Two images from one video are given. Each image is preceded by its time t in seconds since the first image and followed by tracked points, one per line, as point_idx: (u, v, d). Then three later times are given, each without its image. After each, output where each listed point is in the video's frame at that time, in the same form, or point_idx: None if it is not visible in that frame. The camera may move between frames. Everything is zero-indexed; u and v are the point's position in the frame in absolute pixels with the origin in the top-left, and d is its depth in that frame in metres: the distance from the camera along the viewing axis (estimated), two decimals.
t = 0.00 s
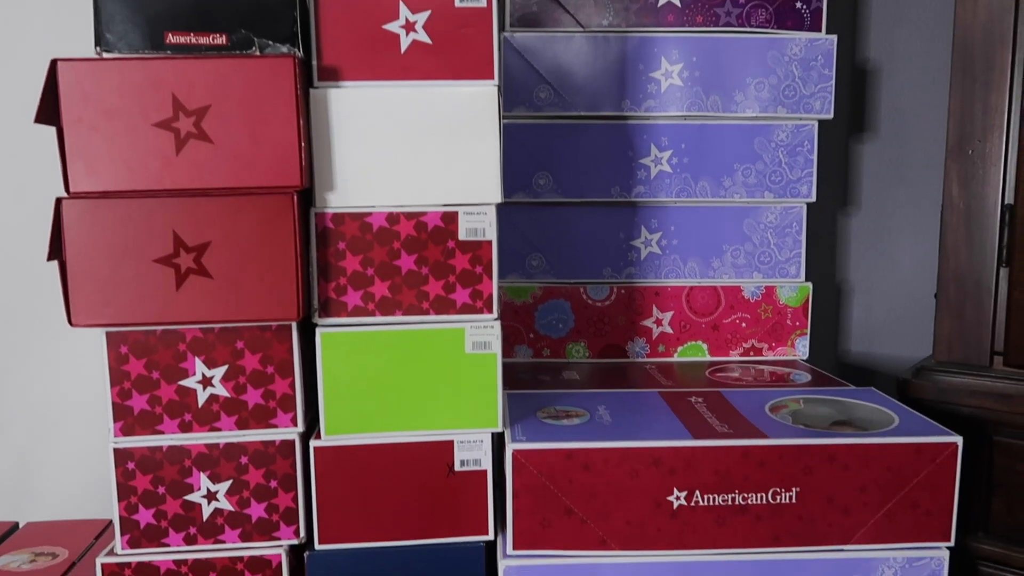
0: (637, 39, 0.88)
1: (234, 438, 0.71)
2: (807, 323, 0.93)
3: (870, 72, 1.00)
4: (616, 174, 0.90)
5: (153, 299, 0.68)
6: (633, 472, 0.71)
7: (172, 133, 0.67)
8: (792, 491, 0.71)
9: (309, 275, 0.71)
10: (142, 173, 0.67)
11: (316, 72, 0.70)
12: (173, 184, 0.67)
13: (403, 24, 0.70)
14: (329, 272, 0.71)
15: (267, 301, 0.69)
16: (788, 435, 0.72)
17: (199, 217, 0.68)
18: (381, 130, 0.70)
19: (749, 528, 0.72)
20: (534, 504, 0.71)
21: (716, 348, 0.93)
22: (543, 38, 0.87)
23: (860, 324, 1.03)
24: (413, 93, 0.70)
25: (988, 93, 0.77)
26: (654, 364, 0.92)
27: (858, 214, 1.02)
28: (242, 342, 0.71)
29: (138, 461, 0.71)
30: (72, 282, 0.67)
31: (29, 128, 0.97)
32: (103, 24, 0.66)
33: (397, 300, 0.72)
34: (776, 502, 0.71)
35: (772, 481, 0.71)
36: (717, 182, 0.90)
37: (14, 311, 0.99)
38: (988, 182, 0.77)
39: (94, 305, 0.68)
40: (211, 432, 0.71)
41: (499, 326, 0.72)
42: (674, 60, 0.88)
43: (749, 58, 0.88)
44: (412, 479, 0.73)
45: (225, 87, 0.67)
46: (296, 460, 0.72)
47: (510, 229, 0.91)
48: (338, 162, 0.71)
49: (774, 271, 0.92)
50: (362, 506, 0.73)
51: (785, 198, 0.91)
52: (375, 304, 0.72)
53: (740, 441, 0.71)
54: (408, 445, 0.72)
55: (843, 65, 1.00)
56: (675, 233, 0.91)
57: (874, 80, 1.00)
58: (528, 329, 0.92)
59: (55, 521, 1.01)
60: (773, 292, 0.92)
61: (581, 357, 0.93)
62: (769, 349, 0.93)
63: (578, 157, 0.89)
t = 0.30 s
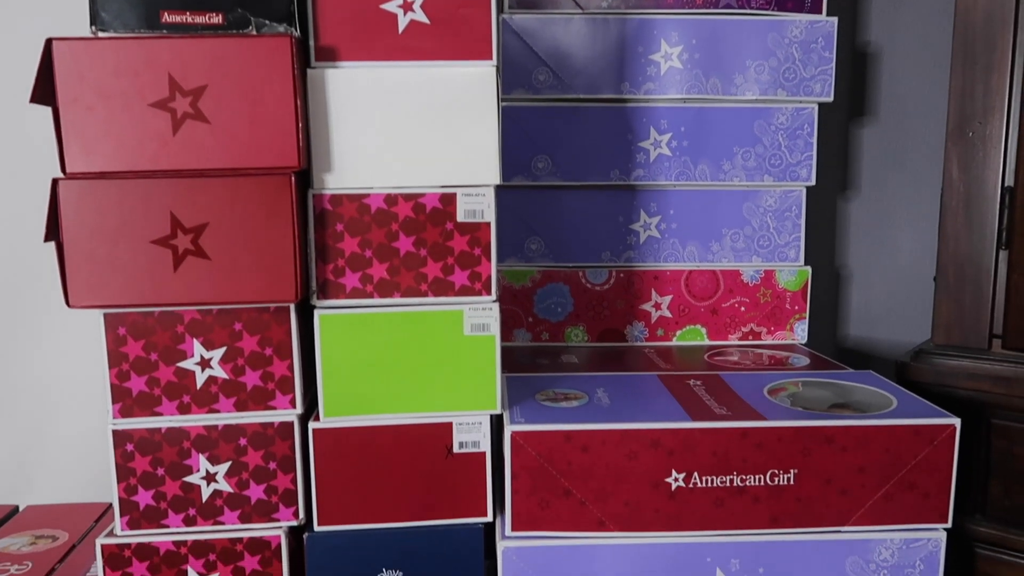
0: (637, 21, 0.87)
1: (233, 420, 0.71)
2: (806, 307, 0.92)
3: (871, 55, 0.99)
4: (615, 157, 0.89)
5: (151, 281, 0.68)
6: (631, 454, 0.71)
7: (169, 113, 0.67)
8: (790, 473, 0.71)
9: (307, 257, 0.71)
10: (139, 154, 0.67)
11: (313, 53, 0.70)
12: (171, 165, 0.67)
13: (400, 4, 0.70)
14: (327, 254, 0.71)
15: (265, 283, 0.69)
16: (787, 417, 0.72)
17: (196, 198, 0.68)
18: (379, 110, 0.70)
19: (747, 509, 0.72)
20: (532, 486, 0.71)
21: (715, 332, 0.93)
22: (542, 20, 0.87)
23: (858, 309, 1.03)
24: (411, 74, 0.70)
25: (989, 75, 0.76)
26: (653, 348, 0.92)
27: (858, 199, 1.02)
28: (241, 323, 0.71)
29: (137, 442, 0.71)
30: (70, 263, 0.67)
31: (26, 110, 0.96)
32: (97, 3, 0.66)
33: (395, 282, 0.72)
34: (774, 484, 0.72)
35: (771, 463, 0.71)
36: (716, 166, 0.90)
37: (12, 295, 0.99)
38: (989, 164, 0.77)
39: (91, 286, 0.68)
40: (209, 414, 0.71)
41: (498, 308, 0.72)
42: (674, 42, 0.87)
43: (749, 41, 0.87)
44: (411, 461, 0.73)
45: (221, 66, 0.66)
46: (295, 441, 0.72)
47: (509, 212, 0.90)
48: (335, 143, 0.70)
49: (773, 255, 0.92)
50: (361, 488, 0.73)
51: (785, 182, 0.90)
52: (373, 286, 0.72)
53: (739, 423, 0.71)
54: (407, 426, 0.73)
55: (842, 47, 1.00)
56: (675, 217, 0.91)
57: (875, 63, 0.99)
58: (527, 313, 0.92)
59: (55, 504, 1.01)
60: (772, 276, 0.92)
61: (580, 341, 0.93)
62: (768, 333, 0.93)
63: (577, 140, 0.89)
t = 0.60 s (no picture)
0: (638, 8, 0.87)
1: (234, 405, 0.71)
2: (806, 295, 0.92)
3: (874, 43, 0.99)
4: (616, 144, 0.89)
5: (151, 266, 0.68)
6: (631, 440, 0.71)
7: (168, 98, 0.66)
8: (790, 459, 0.71)
9: (307, 243, 0.71)
10: (139, 139, 0.66)
11: (313, 38, 0.70)
12: (170, 150, 0.67)
13: None
14: (326, 240, 0.71)
15: (265, 268, 0.69)
16: (787, 403, 0.72)
17: (195, 183, 0.68)
18: (379, 95, 0.70)
19: (746, 495, 0.72)
20: (532, 472, 0.71)
21: (715, 320, 0.93)
22: (543, 6, 0.86)
23: (859, 297, 1.03)
24: (411, 59, 0.69)
25: (992, 61, 0.76)
26: (653, 336, 0.92)
27: (860, 187, 1.02)
28: (241, 309, 0.71)
29: (137, 428, 0.71)
30: (69, 248, 0.67)
31: (25, 97, 0.96)
32: None
33: (395, 268, 0.72)
34: (774, 470, 0.72)
35: (770, 449, 0.71)
36: (717, 153, 0.90)
37: (12, 281, 0.99)
38: (991, 151, 0.77)
39: (91, 272, 0.68)
40: (210, 400, 0.72)
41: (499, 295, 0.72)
42: (675, 29, 0.87)
43: (751, 27, 0.87)
44: (411, 447, 0.73)
45: (221, 51, 0.66)
46: (295, 427, 0.72)
47: (509, 199, 0.90)
48: (336, 129, 0.70)
49: (774, 243, 0.92)
50: (361, 474, 0.73)
51: (786, 170, 0.90)
52: (373, 273, 0.72)
53: (739, 409, 0.71)
54: (407, 412, 0.73)
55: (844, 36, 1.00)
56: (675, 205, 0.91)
57: (878, 50, 0.99)
58: (527, 301, 0.92)
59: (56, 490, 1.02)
60: (772, 264, 0.92)
61: (580, 329, 0.93)
62: (768, 321, 0.93)
63: (578, 128, 0.89)
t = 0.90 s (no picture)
0: None
1: (230, 383, 0.71)
2: (804, 275, 0.92)
3: (873, 22, 0.99)
4: (613, 124, 0.89)
5: (146, 243, 0.68)
6: (628, 417, 0.71)
7: (161, 73, 0.66)
8: (786, 436, 0.72)
9: (303, 220, 0.71)
10: (132, 115, 0.66)
11: (308, 13, 0.69)
12: (164, 126, 0.66)
13: None
14: (323, 217, 0.71)
15: (261, 245, 0.68)
16: (783, 380, 0.72)
17: (190, 159, 0.67)
18: (375, 71, 0.69)
19: (742, 472, 0.72)
20: (529, 449, 0.71)
21: (712, 300, 0.93)
22: None
23: (856, 278, 1.03)
24: (406, 35, 0.69)
25: (991, 39, 0.76)
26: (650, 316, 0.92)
27: (858, 168, 1.02)
28: (237, 287, 0.70)
29: (134, 406, 0.71)
30: (64, 225, 0.67)
31: (18, 76, 0.96)
32: None
33: (392, 245, 0.72)
34: (770, 447, 0.72)
35: (767, 426, 0.71)
36: (715, 133, 0.89)
37: (11, 261, 0.99)
38: (989, 129, 0.77)
39: (86, 249, 0.67)
40: (206, 377, 0.72)
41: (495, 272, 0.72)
42: (673, 7, 0.86)
43: (750, 5, 0.86)
44: (408, 425, 0.73)
45: (215, 26, 0.66)
46: (293, 405, 0.72)
47: (506, 179, 0.90)
48: (331, 105, 0.70)
49: (771, 223, 0.92)
50: (358, 451, 0.73)
51: (784, 149, 0.90)
52: (369, 250, 0.72)
53: (735, 386, 0.71)
54: (404, 390, 0.73)
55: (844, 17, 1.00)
56: (673, 184, 0.91)
57: (877, 30, 0.99)
58: (524, 281, 0.92)
59: (54, 472, 1.02)
60: (770, 245, 0.92)
61: (577, 309, 0.93)
62: (765, 301, 0.93)
63: (575, 107, 0.88)
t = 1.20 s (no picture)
0: None
1: (230, 363, 0.71)
2: (805, 258, 0.92)
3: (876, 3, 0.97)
4: (614, 105, 0.88)
5: (145, 222, 0.67)
6: (629, 397, 0.71)
7: (159, 51, 0.65)
8: (786, 416, 0.72)
9: (303, 200, 0.70)
10: (130, 93, 0.66)
11: None
12: (162, 104, 0.66)
13: None
14: (322, 196, 0.70)
15: (260, 224, 0.68)
16: (784, 361, 0.72)
17: (188, 138, 0.67)
18: (374, 49, 0.69)
19: (742, 452, 0.72)
20: (529, 428, 0.71)
21: (713, 282, 0.93)
22: None
23: (857, 261, 1.03)
24: (406, 12, 0.68)
25: (996, 17, 0.75)
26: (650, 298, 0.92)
27: (860, 150, 1.01)
28: (236, 267, 0.70)
29: (134, 385, 0.71)
30: (62, 205, 0.66)
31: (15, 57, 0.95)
32: None
33: (392, 225, 0.71)
34: (770, 427, 0.72)
35: (767, 406, 0.71)
36: (717, 114, 0.89)
37: (9, 245, 0.99)
38: (992, 109, 0.76)
39: (85, 228, 0.67)
40: (206, 358, 0.71)
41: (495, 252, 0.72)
42: None
43: None
44: (408, 405, 0.73)
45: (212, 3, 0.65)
46: (293, 385, 0.72)
47: (506, 161, 0.90)
48: (330, 84, 0.69)
49: (773, 205, 0.91)
50: (359, 432, 0.73)
51: (785, 131, 0.89)
52: (369, 230, 0.71)
53: (735, 366, 0.71)
54: (404, 370, 0.73)
55: None
56: (674, 166, 0.90)
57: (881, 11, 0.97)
58: (524, 264, 0.92)
59: (55, 454, 1.02)
60: (771, 227, 0.92)
61: (578, 292, 0.93)
62: (766, 284, 0.93)
63: (576, 88, 0.88)
